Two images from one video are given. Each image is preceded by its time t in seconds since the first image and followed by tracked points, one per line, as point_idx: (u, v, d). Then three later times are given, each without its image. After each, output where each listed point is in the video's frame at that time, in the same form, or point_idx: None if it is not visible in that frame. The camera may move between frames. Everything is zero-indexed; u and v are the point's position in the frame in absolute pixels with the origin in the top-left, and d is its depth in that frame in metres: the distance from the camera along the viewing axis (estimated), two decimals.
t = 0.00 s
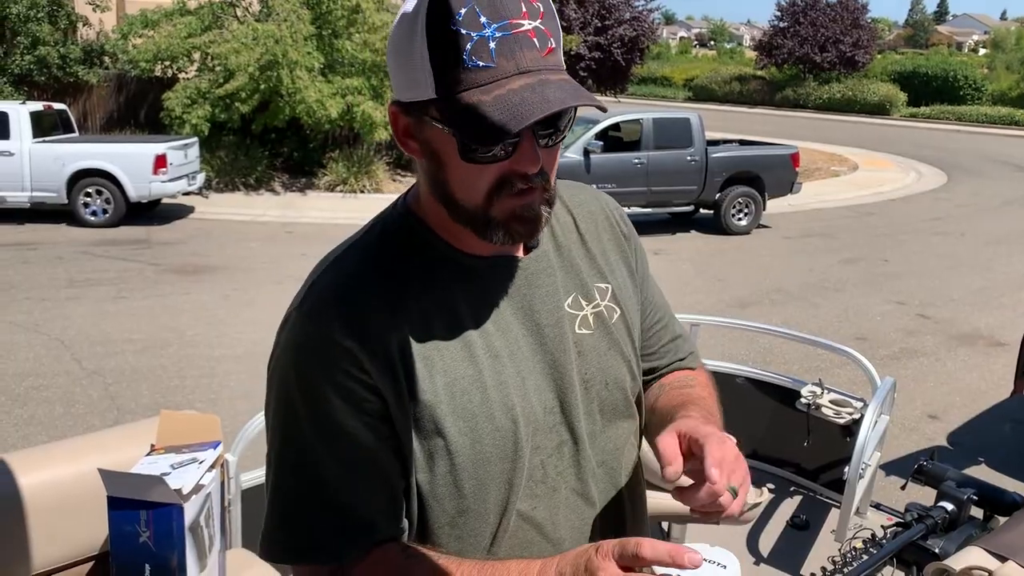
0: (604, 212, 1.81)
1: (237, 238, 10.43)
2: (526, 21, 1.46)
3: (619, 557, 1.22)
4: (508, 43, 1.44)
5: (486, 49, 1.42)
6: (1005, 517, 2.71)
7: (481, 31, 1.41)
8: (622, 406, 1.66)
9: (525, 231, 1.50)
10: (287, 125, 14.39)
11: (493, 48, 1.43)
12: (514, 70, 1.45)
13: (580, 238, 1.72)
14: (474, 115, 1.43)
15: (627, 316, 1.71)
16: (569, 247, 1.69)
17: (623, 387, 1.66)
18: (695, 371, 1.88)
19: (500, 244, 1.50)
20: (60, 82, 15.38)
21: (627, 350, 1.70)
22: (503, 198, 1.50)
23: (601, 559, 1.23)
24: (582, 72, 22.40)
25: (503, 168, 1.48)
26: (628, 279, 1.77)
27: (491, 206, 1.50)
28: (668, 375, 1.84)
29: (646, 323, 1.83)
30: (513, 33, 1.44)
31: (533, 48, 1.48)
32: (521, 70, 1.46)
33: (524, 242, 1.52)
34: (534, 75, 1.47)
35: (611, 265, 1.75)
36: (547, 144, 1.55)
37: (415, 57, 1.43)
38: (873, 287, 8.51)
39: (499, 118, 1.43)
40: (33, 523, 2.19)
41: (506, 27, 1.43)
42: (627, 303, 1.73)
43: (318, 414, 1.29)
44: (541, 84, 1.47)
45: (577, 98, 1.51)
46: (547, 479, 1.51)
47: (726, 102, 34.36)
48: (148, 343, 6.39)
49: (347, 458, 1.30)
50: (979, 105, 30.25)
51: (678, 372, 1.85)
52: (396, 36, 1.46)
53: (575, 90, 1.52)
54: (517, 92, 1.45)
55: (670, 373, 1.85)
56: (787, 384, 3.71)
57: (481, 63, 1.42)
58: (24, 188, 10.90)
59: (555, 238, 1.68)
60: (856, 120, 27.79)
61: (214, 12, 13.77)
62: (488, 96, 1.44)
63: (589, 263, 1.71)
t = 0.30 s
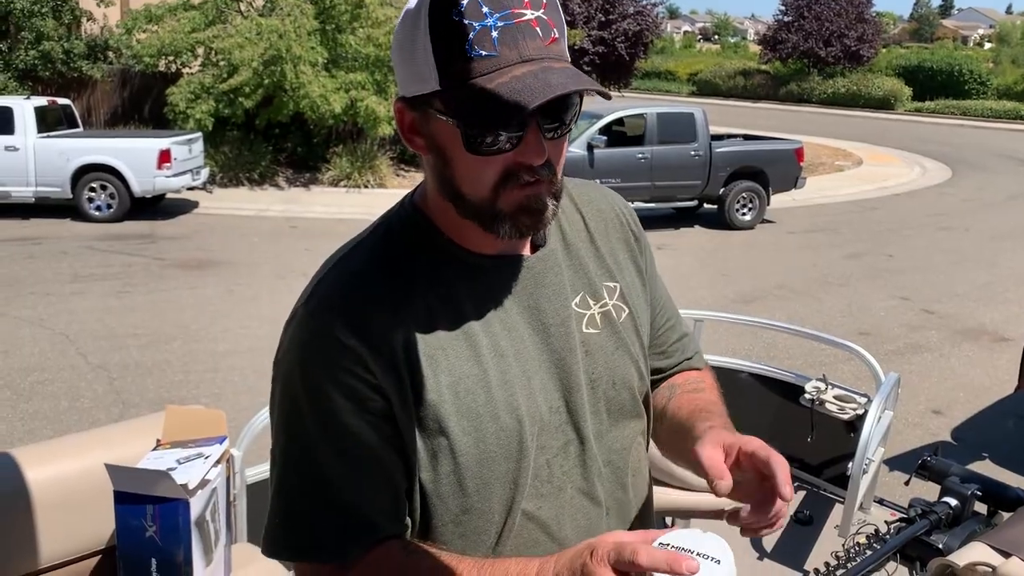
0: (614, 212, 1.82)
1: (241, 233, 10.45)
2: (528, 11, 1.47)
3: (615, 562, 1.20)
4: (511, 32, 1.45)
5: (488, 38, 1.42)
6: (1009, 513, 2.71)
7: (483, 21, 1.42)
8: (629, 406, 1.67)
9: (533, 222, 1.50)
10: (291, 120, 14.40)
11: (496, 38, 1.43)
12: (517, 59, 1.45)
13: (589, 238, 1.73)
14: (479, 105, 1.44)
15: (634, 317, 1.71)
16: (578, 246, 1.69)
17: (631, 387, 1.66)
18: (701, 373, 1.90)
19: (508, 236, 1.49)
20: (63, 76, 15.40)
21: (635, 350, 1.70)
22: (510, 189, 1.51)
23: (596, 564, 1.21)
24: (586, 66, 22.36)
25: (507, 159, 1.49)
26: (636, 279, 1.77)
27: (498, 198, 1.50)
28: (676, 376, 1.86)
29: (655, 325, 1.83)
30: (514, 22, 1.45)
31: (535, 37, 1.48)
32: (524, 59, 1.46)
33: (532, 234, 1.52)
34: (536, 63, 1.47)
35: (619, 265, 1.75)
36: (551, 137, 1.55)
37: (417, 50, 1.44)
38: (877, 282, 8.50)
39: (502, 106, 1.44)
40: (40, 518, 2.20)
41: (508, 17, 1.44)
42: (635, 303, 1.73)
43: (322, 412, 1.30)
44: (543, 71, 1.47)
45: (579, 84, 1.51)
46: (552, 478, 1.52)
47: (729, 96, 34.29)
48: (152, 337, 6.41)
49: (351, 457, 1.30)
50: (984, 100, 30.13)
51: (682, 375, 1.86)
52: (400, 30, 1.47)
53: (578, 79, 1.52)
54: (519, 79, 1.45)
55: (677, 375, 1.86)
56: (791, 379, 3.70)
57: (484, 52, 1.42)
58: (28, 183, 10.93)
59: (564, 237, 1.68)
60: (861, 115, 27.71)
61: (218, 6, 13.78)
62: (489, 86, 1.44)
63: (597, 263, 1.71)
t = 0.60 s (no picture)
0: (620, 210, 1.83)
1: (245, 228, 10.45)
2: None
3: (644, 541, 1.24)
4: (507, 11, 1.46)
5: (486, 17, 1.43)
6: (1013, 507, 2.71)
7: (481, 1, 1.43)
8: (636, 402, 1.67)
9: (544, 203, 1.50)
10: (295, 114, 14.40)
11: (494, 16, 1.44)
12: (516, 34, 1.47)
13: (597, 235, 1.73)
14: (482, 82, 1.45)
15: (641, 314, 1.72)
16: (585, 243, 1.70)
17: (638, 383, 1.67)
18: (694, 380, 1.90)
19: (518, 223, 1.50)
20: (68, 71, 15.41)
21: (642, 347, 1.70)
22: (518, 173, 1.51)
23: (625, 543, 1.24)
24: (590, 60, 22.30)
25: (513, 141, 1.49)
26: (642, 276, 1.77)
27: (506, 184, 1.50)
28: (671, 381, 1.86)
29: (661, 323, 1.83)
30: None
31: (531, 14, 1.50)
32: (523, 34, 1.48)
33: (542, 222, 1.53)
34: (535, 37, 1.49)
35: (626, 261, 1.76)
36: (555, 115, 1.57)
37: (416, 36, 1.44)
38: (882, 275, 8.49)
39: (502, 84, 1.45)
40: (49, 513, 2.22)
41: None
42: (642, 299, 1.74)
43: (330, 406, 1.30)
44: (543, 43, 1.50)
45: (576, 51, 1.54)
46: (559, 474, 1.52)
47: (734, 89, 34.17)
48: (158, 332, 6.42)
49: (360, 451, 1.31)
50: (990, 92, 29.98)
51: (680, 377, 1.87)
52: (397, 23, 1.49)
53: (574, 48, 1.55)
54: (520, 52, 1.47)
55: (674, 378, 1.86)
56: (795, 373, 3.70)
57: (482, 31, 1.43)
58: (34, 178, 10.95)
59: (571, 234, 1.69)
60: (866, 108, 27.61)
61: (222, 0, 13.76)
62: (489, 62, 1.45)
63: (604, 259, 1.71)
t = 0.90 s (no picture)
0: (623, 204, 1.82)
1: (248, 222, 10.46)
2: None
3: (649, 525, 1.25)
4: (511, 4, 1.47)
5: (491, 11, 1.44)
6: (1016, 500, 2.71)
7: None
8: (638, 396, 1.67)
9: (549, 195, 1.52)
10: (298, 108, 14.41)
11: (498, 10, 1.45)
12: (521, 27, 1.48)
13: (598, 230, 1.74)
14: (487, 76, 1.45)
15: (643, 308, 1.73)
16: (587, 238, 1.70)
17: (640, 377, 1.67)
18: (695, 374, 1.91)
19: (523, 214, 1.51)
20: (71, 66, 15.42)
21: (644, 341, 1.71)
22: (523, 165, 1.52)
23: (629, 526, 1.26)
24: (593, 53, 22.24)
25: (518, 134, 1.50)
26: (644, 270, 1.78)
27: (510, 177, 1.51)
28: (672, 376, 1.86)
29: (663, 317, 1.84)
30: None
31: (537, 8, 1.51)
32: (528, 28, 1.48)
33: (547, 212, 1.54)
34: (541, 30, 1.50)
35: (627, 255, 1.76)
36: (560, 109, 1.57)
37: (421, 32, 1.45)
38: (886, 269, 8.47)
39: (508, 76, 1.45)
40: (55, 507, 2.23)
41: None
42: (644, 294, 1.75)
43: (334, 400, 1.31)
44: (549, 35, 1.50)
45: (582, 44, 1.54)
46: (562, 467, 1.53)
47: (737, 83, 34.09)
48: (162, 326, 6.44)
49: (363, 444, 1.31)
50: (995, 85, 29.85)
51: (681, 372, 1.87)
52: (401, 17, 1.49)
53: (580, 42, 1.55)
54: (525, 45, 1.47)
55: (675, 372, 1.87)
56: (798, 367, 3.70)
57: (488, 24, 1.44)
58: (37, 173, 10.97)
59: (573, 228, 1.70)
60: (870, 101, 27.51)
61: None
62: (496, 56, 1.46)
63: (607, 254, 1.72)
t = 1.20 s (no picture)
0: (623, 203, 1.83)
1: (250, 221, 10.48)
2: None
3: (648, 508, 1.27)
4: (525, 13, 1.47)
5: (505, 19, 1.45)
6: (1017, 499, 2.71)
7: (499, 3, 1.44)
8: (637, 393, 1.68)
9: (551, 201, 1.52)
10: (301, 107, 14.44)
11: (512, 18, 1.46)
12: (533, 37, 1.48)
13: (599, 228, 1.75)
14: (497, 84, 1.45)
15: (643, 306, 1.73)
16: (587, 237, 1.71)
17: (640, 374, 1.68)
18: (697, 372, 1.91)
19: (524, 216, 1.51)
20: (74, 65, 15.44)
21: (644, 338, 1.72)
22: (526, 170, 1.52)
23: (628, 511, 1.27)
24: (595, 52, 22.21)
25: (523, 140, 1.50)
26: (644, 269, 1.78)
27: (514, 180, 1.51)
28: (673, 373, 1.87)
29: (663, 315, 1.84)
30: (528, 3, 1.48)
31: (549, 17, 1.51)
32: (540, 38, 1.49)
33: (551, 213, 1.54)
34: (552, 41, 1.51)
35: (627, 253, 1.77)
36: (565, 116, 1.58)
37: (432, 35, 1.45)
38: (888, 268, 8.47)
39: (517, 85, 1.46)
40: (59, 505, 2.25)
41: None
42: (644, 292, 1.75)
43: (337, 395, 1.32)
44: (561, 47, 1.51)
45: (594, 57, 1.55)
46: (562, 463, 1.54)
47: (740, 82, 34.06)
48: (165, 324, 6.46)
49: (366, 438, 1.32)
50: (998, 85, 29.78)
51: (680, 371, 1.87)
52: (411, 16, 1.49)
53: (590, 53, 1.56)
54: (537, 55, 1.48)
55: (676, 370, 1.87)
56: (799, 366, 3.71)
57: (500, 33, 1.45)
58: (40, 171, 10.99)
59: (573, 227, 1.70)
60: (873, 100, 27.47)
61: None
62: (507, 64, 1.47)
63: (607, 253, 1.73)
